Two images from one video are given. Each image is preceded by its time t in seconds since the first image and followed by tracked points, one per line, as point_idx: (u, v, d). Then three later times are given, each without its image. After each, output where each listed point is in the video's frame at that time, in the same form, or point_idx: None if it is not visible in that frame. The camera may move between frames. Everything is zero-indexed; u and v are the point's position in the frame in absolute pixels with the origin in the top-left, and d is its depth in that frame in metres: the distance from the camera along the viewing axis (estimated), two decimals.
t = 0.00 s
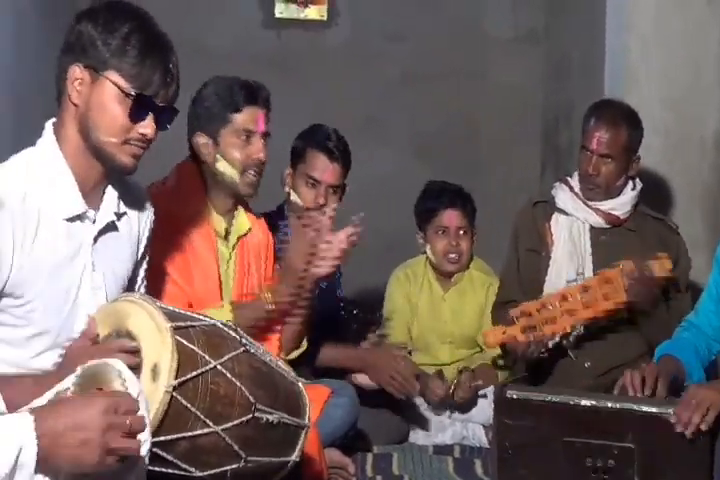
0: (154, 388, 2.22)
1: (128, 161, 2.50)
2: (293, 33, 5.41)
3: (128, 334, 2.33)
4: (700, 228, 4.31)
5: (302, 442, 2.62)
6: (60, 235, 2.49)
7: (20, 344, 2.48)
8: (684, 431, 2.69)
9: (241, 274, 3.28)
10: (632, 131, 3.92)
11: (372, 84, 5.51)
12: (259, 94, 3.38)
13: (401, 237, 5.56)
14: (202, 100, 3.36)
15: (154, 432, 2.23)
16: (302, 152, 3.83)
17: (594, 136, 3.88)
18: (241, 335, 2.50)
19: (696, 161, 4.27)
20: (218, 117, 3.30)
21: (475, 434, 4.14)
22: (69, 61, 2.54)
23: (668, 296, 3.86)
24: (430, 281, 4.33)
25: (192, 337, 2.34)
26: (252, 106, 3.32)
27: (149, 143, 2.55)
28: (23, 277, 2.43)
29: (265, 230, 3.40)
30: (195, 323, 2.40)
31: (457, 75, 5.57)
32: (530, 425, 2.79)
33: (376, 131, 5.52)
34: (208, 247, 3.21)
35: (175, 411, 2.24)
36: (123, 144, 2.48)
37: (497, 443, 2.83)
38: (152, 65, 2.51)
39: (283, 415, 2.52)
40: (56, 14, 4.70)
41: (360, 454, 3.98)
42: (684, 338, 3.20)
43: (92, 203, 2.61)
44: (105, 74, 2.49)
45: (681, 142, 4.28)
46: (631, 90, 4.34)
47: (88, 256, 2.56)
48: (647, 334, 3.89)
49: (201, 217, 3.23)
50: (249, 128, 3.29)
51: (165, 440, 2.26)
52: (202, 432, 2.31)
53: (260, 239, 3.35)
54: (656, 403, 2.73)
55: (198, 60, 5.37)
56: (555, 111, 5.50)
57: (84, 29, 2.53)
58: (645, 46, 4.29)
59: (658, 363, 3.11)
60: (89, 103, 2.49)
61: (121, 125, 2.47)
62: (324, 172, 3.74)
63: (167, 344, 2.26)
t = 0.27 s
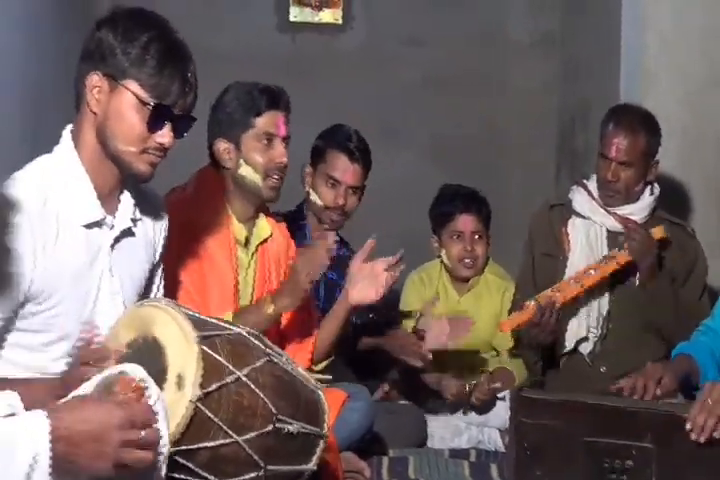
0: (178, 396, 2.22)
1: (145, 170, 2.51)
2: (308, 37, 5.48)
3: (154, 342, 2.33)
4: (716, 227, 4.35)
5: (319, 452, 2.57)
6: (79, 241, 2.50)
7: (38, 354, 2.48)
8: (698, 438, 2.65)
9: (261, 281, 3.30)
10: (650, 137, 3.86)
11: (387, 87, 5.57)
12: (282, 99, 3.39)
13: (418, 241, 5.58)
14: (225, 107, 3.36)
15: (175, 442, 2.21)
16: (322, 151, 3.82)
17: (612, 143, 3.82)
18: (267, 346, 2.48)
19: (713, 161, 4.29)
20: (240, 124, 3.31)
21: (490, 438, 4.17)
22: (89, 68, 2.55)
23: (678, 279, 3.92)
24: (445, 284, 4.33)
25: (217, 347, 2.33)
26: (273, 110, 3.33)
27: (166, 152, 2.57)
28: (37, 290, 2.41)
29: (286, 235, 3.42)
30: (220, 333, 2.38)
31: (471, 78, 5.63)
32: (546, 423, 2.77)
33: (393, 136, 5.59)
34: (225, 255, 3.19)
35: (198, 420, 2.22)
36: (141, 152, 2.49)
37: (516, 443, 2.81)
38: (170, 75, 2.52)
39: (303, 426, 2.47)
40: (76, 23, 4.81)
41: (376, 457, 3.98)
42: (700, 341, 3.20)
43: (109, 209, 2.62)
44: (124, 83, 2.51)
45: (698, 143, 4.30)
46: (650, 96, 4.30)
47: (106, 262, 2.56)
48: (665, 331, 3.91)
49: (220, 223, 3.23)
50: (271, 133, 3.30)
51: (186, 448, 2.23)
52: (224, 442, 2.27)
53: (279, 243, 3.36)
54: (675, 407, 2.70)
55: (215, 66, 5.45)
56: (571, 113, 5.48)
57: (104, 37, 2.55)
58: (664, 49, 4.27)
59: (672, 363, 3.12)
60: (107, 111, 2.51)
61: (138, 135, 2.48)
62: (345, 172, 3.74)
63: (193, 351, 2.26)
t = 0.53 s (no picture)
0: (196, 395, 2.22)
1: (169, 175, 2.51)
2: (328, 41, 5.53)
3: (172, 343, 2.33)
4: None
5: (338, 450, 2.56)
6: (104, 243, 2.50)
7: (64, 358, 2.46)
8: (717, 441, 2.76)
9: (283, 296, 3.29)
10: (669, 141, 3.86)
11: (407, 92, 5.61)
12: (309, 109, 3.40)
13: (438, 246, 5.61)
14: (252, 118, 3.38)
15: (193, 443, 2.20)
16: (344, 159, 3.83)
17: (632, 149, 3.82)
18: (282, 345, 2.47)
19: None
20: (267, 135, 3.33)
21: (510, 443, 4.12)
22: (114, 73, 2.56)
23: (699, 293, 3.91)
24: (465, 289, 4.32)
25: (232, 345, 2.32)
26: (301, 123, 3.36)
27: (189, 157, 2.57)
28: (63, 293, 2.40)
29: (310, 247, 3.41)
30: (236, 332, 2.38)
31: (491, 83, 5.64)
32: (568, 430, 2.90)
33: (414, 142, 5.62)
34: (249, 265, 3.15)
35: (217, 420, 2.22)
36: (165, 158, 2.49)
37: (535, 448, 2.95)
38: (195, 80, 2.52)
39: (321, 424, 2.46)
40: (98, 30, 4.88)
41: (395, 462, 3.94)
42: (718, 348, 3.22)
43: (132, 210, 2.62)
44: (148, 88, 2.50)
45: None
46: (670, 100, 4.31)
47: (129, 264, 2.57)
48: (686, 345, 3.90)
49: (245, 227, 3.21)
50: (298, 145, 3.33)
51: (206, 448, 2.22)
52: (243, 439, 2.27)
53: (303, 256, 3.36)
54: (694, 410, 2.82)
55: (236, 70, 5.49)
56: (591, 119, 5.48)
57: (128, 42, 2.56)
58: (686, 55, 4.27)
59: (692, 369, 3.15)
60: (132, 115, 2.50)
61: (162, 139, 2.48)
62: (367, 179, 3.74)
63: (208, 348, 2.27)
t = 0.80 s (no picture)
0: (215, 403, 2.23)
1: (183, 177, 2.54)
2: (341, 43, 5.54)
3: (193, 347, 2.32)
4: None
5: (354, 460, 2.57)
6: (121, 247, 2.51)
7: (87, 361, 2.47)
8: None
9: (301, 293, 3.25)
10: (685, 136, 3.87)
11: (421, 95, 5.63)
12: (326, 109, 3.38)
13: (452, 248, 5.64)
14: (270, 120, 3.36)
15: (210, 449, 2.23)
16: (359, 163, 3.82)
17: (647, 146, 3.83)
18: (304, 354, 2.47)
19: None
20: (283, 136, 3.31)
21: (524, 446, 4.13)
22: (130, 73, 2.57)
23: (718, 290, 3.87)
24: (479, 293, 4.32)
25: (253, 353, 2.32)
26: (318, 123, 3.33)
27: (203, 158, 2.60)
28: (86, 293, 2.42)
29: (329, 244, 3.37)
30: (258, 340, 2.38)
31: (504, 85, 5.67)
32: (585, 436, 2.82)
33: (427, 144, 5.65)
34: (263, 267, 3.19)
35: (235, 428, 2.24)
36: (181, 159, 2.52)
37: (550, 452, 2.87)
38: (211, 82, 2.55)
39: (339, 435, 2.47)
40: (113, 31, 4.89)
41: (410, 464, 3.96)
42: None
43: (150, 212, 2.63)
44: (165, 90, 2.53)
45: None
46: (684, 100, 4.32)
47: (147, 267, 2.58)
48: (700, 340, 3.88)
49: (260, 226, 3.25)
50: (316, 146, 3.30)
51: (222, 455, 2.25)
52: (260, 449, 2.29)
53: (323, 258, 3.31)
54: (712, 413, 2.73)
55: (251, 72, 5.52)
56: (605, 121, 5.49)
57: (145, 43, 2.58)
58: (700, 57, 4.27)
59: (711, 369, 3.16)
60: (148, 117, 2.53)
61: (179, 141, 2.52)
62: (380, 183, 3.75)
63: (230, 359, 2.26)
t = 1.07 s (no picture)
0: (238, 401, 2.19)
1: (210, 188, 2.51)
2: (363, 46, 5.53)
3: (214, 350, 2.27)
4: None
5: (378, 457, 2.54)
6: (145, 253, 2.50)
7: (102, 364, 2.46)
8: None
9: (327, 304, 3.23)
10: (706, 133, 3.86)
11: (443, 98, 5.62)
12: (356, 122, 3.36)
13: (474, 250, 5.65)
14: (302, 131, 3.33)
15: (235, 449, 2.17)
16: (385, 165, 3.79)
17: (672, 144, 3.81)
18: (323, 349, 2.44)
19: None
20: (314, 147, 3.28)
21: (548, 449, 4.11)
22: (164, 81, 2.57)
23: None
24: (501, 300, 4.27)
25: (274, 351, 2.29)
26: (349, 134, 3.30)
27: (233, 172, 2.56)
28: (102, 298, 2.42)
29: (357, 257, 3.36)
30: (276, 338, 2.34)
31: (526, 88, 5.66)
32: (610, 439, 2.80)
33: (449, 147, 5.64)
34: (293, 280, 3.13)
35: (258, 425, 2.19)
36: (209, 170, 2.49)
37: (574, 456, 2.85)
38: (243, 95, 2.52)
39: (362, 429, 2.43)
40: (135, 35, 4.89)
41: (433, 467, 3.95)
42: None
43: (176, 221, 2.61)
44: (197, 100, 2.51)
45: None
46: (707, 102, 4.28)
47: (170, 275, 2.56)
48: None
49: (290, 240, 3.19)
50: (346, 160, 3.26)
51: (247, 455, 2.19)
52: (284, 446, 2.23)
53: (349, 265, 3.31)
54: None
55: (273, 76, 5.53)
56: (627, 124, 5.46)
57: (180, 52, 2.57)
58: None
59: None
60: (179, 126, 2.51)
61: (208, 152, 2.48)
62: (404, 184, 3.73)
63: (250, 355, 2.24)
